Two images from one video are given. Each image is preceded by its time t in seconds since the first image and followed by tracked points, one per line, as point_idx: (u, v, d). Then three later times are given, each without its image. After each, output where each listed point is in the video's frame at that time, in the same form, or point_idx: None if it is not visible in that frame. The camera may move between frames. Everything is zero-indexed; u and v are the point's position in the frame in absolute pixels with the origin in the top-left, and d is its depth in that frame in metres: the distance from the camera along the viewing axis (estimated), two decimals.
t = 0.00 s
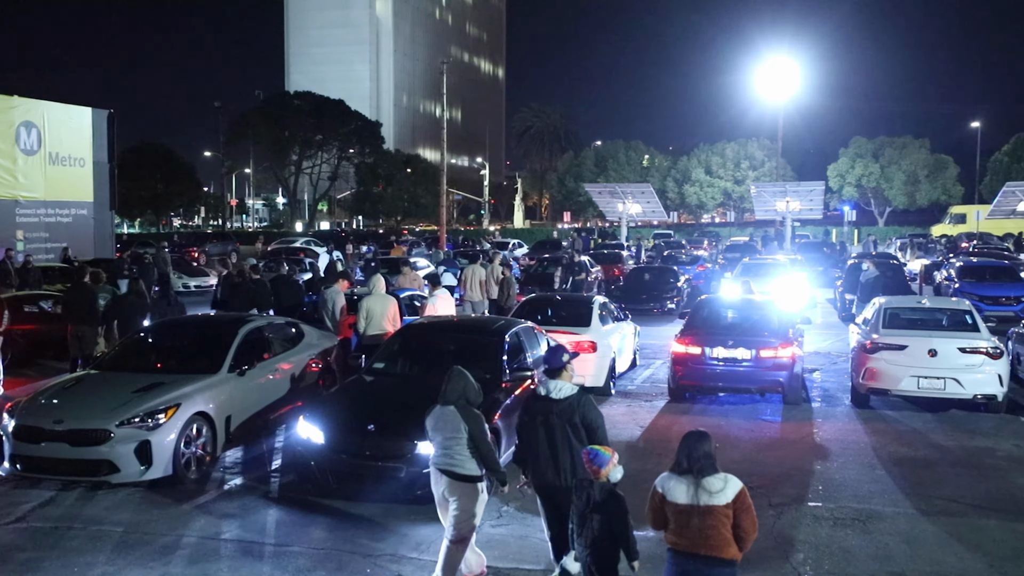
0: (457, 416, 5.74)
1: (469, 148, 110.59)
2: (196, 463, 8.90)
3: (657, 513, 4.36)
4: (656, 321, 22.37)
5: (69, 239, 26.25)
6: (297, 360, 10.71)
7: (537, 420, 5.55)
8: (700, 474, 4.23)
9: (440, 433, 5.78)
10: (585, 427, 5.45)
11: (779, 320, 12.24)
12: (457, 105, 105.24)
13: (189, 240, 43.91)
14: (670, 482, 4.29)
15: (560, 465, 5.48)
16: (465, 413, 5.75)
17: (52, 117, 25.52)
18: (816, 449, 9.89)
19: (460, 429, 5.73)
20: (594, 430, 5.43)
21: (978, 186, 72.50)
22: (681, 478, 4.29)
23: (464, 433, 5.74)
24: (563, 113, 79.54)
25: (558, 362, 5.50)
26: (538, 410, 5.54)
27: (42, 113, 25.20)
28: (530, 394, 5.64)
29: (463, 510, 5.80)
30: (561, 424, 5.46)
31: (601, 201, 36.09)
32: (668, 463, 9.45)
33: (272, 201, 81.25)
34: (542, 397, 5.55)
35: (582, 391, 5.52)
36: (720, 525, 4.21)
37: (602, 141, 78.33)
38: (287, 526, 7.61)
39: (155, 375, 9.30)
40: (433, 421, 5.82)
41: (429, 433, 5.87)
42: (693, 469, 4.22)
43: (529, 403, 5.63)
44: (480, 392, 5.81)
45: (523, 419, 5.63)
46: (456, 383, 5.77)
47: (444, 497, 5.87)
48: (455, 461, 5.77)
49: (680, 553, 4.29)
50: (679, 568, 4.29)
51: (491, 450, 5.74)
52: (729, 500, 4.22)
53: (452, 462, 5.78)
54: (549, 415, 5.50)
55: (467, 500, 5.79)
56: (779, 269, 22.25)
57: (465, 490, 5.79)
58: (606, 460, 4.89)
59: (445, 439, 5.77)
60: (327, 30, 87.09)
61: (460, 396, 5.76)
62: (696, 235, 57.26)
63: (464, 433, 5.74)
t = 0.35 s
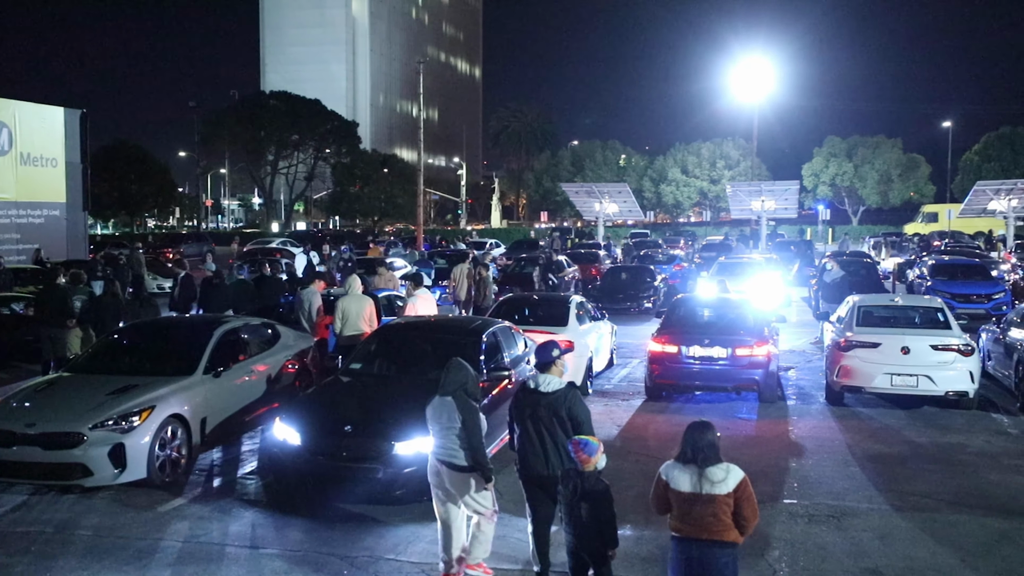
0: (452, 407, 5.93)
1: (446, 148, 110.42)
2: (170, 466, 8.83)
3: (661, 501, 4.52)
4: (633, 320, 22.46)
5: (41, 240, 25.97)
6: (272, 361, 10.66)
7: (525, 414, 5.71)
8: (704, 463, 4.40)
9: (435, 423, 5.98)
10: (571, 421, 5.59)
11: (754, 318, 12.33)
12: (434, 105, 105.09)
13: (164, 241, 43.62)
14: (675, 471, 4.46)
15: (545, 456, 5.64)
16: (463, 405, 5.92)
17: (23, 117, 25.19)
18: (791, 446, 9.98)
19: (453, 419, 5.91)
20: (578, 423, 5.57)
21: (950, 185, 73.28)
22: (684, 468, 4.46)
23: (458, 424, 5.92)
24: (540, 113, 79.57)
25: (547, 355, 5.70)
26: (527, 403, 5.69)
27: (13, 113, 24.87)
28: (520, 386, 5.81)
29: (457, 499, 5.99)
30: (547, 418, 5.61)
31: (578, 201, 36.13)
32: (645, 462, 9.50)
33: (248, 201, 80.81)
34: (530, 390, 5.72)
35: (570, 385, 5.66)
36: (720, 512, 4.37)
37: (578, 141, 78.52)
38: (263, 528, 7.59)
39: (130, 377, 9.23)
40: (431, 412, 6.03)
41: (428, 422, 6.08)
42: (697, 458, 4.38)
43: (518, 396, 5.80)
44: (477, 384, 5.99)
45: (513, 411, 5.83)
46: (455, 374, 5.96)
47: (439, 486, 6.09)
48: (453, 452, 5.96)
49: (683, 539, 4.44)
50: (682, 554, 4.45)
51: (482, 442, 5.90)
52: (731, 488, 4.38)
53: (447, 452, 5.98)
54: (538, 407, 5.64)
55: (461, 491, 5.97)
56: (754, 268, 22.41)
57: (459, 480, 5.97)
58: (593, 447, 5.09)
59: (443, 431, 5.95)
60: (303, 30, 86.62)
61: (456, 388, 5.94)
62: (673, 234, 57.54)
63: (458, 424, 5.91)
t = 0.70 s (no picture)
0: (467, 401, 6.20)
1: (424, 147, 110.11)
2: (145, 467, 8.76)
3: (655, 488, 4.74)
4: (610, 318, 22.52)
5: (14, 239, 25.65)
6: (248, 361, 10.59)
7: (528, 403, 6.04)
8: (697, 451, 4.61)
9: (450, 417, 6.20)
10: (572, 413, 5.93)
11: (731, 316, 12.40)
12: (411, 103, 104.78)
13: (139, 239, 43.23)
14: (669, 459, 4.68)
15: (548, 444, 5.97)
16: (474, 401, 6.20)
17: None
18: (767, 443, 10.04)
19: (468, 414, 6.16)
20: (579, 415, 5.92)
21: (924, 184, 73.95)
22: (678, 457, 4.68)
23: (472, 419, 6.17)
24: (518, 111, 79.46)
25: (552, 349, 6.03)
26: (532, 395, 6.01)
27: None
28: (523, 377, 6.12)
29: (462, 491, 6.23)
30: (552, 410, 5.95)
31: (555, 199, 36.12)
32: (623, 459, 9.51)
33: (224, 200, 80.19)
34: (534, 381, 6.04)
35: (572, 378, 6.02)
36: (713, 498, 4.59)
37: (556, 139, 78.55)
38: (240, 528, 7.54)
39: (104, 377, 9.14)
40: (444, 407, 6.25)
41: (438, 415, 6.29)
42: (690, 447, 4.60)
43: (521, 388, 6.11)
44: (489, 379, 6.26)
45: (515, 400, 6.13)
46: (469, 369, 6.20)
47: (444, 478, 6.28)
48: (462, 445, 6.19)
49: (677, 524, 4.66)
50: (675, 538, 4.67)
51: (494, 435, 6.18)
52: (722, 475, 4.61)
53: (458, 445, 6.21)
54: (541, 398, 5.97)
55: (467, 482, 6.20)
56: (731, 266, 22.54)
57: (468, 471, 6.21)
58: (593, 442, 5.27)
59: (455, 425, 6.19)
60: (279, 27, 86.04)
61: (473, 384, 6.20)
62: (651, 232, 57.69)
63: (471, 419, 6.17)
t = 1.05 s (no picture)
0: (473, 389, 6.48)
1: (403, 142, 109.74)
2: (123, 463, 8.68)
3: (646, 473, 4.90)
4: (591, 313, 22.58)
5: None
6: (228, 356, 10.54)
7: (525, 389, 6.34)
8: (683, 436, 4.80)
9: (458, 404, 6.47)
10: (571, 399, 6.25)
11: (710, 310, 12.45)
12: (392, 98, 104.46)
13: (116, 235, 42.88)
14: (658, 445, 4.84)
15: (549, 426, 6.24)
16: (481, 387, 6.48)
17: None
18: (746, 437, 10.10)
19: (476, 400, 6.44)
20: (578, 401, 6.24)
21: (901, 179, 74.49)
22: (665, 442, 4.85)
23: (479, 406, 6.45)
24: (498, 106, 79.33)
25: (546, 339, 6.32)
26: (529, 382, 6.30)
27: None
28: (518, 365, 6.41)
29: (472, 474, 6.49)
30: (550, 395, 6.24)
31: (536, 194, 36.11)
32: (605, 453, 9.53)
33: (203, 195, 79.63)
34: (530, 370, 6.33)
35: (565, 366, 6.33)
36: (701, 480, 4.76)
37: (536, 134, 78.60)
38: (219, 525, 7.49)
39: (81, 374, 9.07)
40: (451, 395, 6.52)
41: (443, 403, 6.55)
42: (676, 432, 4.78)
43: (518, 375, 6.40)
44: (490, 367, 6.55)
45: (511, 388, 6.45)
46: (470, 359, 6.48)
47: (454, 464, 6.54)
48: (473, 430, 6.46)
49: (667, 506, 4.83)
50: (666, 520, 4.84)
51: (501, 421, 6.44)
52: (709, 457, 4.79)
53: (466, 430, 6.47)
54: (539, 386, 6.27)
55: (475, 467, 6.48)
56: (711, 261, 22.64)
57: (475, 455, 6.49)
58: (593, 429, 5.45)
59: (464, 411, 6.45)
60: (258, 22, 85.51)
61: (476, 372, 6.48)
62: (631, 227, 57.83)
63: (479, 405, 6.44)
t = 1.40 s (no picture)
0: (463, 381, 6.51)
1: (385, 137, 109.50)
2: (101, 461, 8.62)
3: (637, 460, 5.06)
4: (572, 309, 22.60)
5: None
6: (207, 353, 10.48)
7: (514, 383, 6.34)
8: (675, 422, 4.98)
9: (448, 396, 6.48)
10: (557, 391, 6.28)
11: (690, 306, 12.49)
12: (372, 94, 104.18)
13: (95, 231, 42.57)
14: (651, 430, 5.02)
15: (538, 418, 6.26)
16: (469, 380, 6.51)
17: None
18: (726, 431, 10.18)
19: (466, 392, 6.46)
20: (563, 394, 6.28)
21: (879, 175, 75.00)
22: (657, 427, 5.03)
23: (469, 398, 6.47)
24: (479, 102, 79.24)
25: (532, 334, 6.40)
26: (517, 375, 6.32)
27: None
28: (506, 361, 6.42)
29: (463, 466, 6.48)
30: (539, 388, 6.26)
31: (517, 190, 36.10)
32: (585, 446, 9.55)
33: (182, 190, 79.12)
34: (516, 365, 6.36)
35: (552, 361, 6.37)
36: (692, 464, 4.95)
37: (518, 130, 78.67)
38: (198, 522, 7.46)
39: (58, 370, 8.99)
40: (440, 387, 6.52)
41: (431, 396, 6.56)
42: (669, 418, 4.96)
43: (505, 370, 6.42)
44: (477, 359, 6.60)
45: (499, 382, 6.47)
46: (456, 351, 6.53)
47: (445, 456, 6.54)
48: (465, 421, 6.46)
49: (659, 489, 4.98)
50: (657, 505, 4.98)
51: (491, 412, 6.46)
52: (699, 443, 4.98)
53: (456, 422, 6.47)
54: (527, 379, 6.28)
55: (466, 459, 6.47)
56: (691, 257, 22.73)
57: (466, 447, 6.48)
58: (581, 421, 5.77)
59: (454, 403, 6.46)
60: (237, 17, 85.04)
61: (463, 365, 6.53)
62: (612, 222, 57.91)
63: (469, 397, 6.46)
